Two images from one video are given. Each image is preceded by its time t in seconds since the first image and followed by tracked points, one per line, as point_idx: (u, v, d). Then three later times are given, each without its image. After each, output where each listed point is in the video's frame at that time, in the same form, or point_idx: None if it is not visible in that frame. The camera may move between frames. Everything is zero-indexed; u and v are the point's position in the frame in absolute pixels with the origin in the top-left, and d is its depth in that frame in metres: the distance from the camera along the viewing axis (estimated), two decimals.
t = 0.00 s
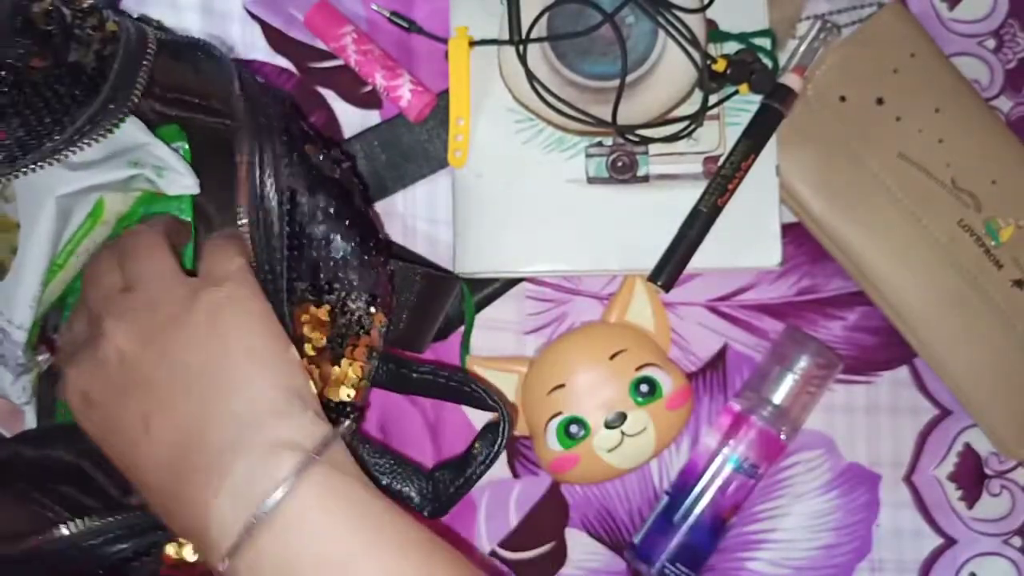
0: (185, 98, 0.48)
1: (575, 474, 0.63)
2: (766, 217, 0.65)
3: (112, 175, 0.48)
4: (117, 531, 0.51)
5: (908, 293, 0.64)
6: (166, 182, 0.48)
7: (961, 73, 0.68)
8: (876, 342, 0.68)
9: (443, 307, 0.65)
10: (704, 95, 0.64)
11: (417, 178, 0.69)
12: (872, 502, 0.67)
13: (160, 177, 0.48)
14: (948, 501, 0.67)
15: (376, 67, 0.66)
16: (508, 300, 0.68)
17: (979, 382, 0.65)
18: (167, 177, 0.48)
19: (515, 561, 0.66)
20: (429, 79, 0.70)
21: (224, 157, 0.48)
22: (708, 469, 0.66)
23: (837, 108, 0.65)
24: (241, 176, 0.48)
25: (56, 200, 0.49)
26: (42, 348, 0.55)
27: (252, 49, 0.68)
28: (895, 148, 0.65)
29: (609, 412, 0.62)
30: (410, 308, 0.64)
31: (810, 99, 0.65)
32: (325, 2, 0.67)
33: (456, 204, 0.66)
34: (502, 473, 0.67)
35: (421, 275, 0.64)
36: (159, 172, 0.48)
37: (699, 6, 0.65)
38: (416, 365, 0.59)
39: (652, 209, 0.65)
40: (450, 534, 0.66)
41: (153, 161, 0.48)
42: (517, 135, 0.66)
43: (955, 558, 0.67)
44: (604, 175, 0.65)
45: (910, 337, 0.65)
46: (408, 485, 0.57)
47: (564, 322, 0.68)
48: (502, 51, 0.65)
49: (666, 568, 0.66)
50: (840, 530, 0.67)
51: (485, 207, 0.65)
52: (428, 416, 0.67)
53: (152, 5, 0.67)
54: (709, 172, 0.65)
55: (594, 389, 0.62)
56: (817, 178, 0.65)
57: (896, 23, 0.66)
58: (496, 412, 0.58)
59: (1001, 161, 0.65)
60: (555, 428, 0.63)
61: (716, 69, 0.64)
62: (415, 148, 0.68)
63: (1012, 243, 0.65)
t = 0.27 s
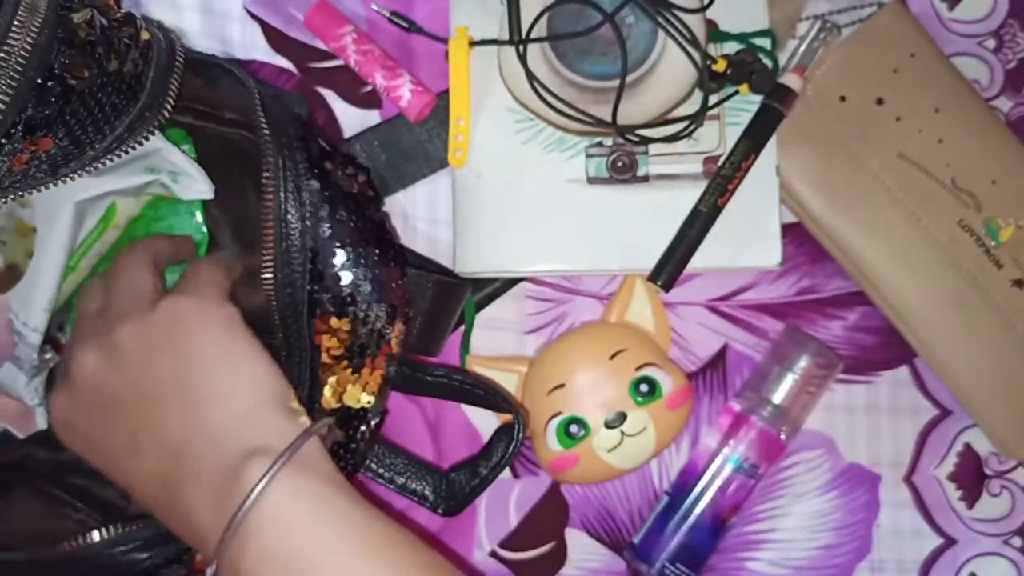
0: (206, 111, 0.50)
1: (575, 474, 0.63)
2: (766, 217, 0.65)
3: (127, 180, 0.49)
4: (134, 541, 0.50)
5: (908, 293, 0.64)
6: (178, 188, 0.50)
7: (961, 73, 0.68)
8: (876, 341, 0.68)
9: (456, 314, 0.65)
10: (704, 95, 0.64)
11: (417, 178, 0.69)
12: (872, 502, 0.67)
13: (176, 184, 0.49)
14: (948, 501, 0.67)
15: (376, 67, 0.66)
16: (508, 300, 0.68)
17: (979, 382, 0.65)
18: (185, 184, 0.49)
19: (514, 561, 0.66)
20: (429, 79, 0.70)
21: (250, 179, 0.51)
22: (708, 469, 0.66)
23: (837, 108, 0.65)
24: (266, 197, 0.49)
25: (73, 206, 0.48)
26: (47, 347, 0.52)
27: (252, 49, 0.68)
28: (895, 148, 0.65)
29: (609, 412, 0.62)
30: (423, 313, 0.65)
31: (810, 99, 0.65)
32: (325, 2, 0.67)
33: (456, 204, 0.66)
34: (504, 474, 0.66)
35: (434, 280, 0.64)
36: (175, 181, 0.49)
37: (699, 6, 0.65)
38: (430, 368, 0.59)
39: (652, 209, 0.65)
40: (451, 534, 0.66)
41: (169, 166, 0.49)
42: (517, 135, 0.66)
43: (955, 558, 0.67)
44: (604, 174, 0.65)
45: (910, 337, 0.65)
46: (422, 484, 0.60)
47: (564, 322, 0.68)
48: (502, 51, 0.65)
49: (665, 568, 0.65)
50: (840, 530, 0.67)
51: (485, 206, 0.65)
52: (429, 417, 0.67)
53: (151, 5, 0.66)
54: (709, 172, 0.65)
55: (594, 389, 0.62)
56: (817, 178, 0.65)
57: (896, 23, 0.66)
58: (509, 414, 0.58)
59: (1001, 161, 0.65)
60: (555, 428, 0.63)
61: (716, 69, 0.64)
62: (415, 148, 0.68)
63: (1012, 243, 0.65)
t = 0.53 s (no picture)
0: (212, 109, 0.50)
1: (575, 474, 0.63)
2: (766, 217, 0.65)
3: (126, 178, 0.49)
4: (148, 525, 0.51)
5: (908, 293, 0.64)
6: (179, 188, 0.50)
7: (961, 73, 0.68)
8: (876, 341, 0.68)
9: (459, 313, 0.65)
10: (704, 95, 0.64)
11: (417, 178, 0.69)
12: (872, 502, 0.67)
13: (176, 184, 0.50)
14: (948, 501, 0.67)
15: (376, 67, 0.66)
16: (508, 300, 0.68)
17: (979, 382, 0.65)
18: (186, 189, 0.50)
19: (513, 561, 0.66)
20: (429, 79, 0.70)
21: (255, 176, 0.51)
22: (708, 469, 0.66)
23: (837, 108, 0.65)
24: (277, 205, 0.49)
25: (71, 204, 0.48)
26: (47, 347, 0.53)
27: (252, 49, 0.68)
28: (895, 148, 0.65)
29: (609, 412, 0.62)
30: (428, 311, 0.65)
31: (810, 99, 0.65)
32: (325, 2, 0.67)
33: (456, 204, 0.66)
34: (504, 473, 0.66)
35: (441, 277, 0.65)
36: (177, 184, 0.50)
37: (699, 7, 0.65)
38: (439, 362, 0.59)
39: (652, 209, 0.65)
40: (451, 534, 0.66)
41: (167, 165, 0.49)
42: (517, 135, 0.66)
43: (955, 558, 0.67)
44: (604, 175, 0.65)
45: (911, 337, 0.65)
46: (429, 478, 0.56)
47: (564, 322, 0.68)
48: (502, 51, 0.65)
49: (665, 568, 0.66)
50: (840, 530, 0.67)
51: (485, 206, 0.65)
52: (428, 415, 0.67)
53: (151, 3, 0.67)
54: (709, 172, 0.65)
55: (594, 389, 0.62)
56: (817, 178, 0.65)
57: (896, 23, 0.66)
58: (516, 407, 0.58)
59: (1000, 161, 0.65)
60: (555, 428, 0.63)
61: (716, 69, 0.64)
62: (415, 148, 0.68)
63: (1012, 243, 0.65)
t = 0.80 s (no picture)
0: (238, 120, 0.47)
1: (575, 475, 0.63)
2: (766, 217, 0.65)
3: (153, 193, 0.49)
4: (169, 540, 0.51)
5: (907, 293, 0.64)
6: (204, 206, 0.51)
7: (961, 73, 0.68)
8: (876, 341, 0.68)
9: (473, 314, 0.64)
10: (704, 95, 0.64)
11: (417, 178, 0.69)
12: (872, 502, 0.67)
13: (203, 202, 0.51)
14: (948, 501, 0.67)
15: (376, 67, 0.66)
16: (508, 300, 0.68)
17: (979, 381, 0.65)
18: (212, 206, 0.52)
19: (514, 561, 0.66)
20: (429, 79, 0.70)
21: (274, 181, 0.50)
22: (709, 469, 0.66)
23: (837, 108, 0.65)
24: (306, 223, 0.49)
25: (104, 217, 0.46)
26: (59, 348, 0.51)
27: (252, 49, 0.68)
28: (895, 148, 0.65)
29: (609, 412, 0.62)
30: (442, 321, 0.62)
31: (810, 98, 0.65)
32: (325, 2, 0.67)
33: (455, 204, 0.66)
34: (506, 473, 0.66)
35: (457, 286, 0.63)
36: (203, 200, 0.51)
37: (699, 7, 0.65)
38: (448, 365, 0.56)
39: (653, 209, 0.65)
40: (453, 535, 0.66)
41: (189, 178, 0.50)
42: (517, 135, 0.66)
43: (955, 558, 0.67)
44: (604, 175, 0.65)
45: (911, 337, 0.65)
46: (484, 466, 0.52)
47: (564, 322, 0.68)
48: (502, 51, 0.65)
49: (665, 568, 0.66)
50: (840, 530, 0.67)
51: (485, 206, 0.65)
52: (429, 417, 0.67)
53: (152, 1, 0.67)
54: (709, 172, 0.65)
55: (594, 389, 0.62)
56: (816, 178, 0.65)
57: (896, 23, 0.66)
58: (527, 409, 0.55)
59: (1000, 161, 0.65)
60: (555, 428, 0.62)
61: (716, 69, 0.64)
62: (415, 148, 0.68)
63: (1012, 243, 0.65)
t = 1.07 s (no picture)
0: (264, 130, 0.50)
1: (575, 475, 0.63)
2: (766, 217, 0.65)
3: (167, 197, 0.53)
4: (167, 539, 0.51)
5: (907, 292, 0.64)
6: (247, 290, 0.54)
7: (961, 73, 0.68)
8: (876, 341, 0.68)
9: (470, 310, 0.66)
10: (704, 95, 0.64)
11: (417, 178, 0.69)
12: (872, 502, 0.67)
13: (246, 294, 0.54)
14: (948, 501, 0.67)
15: (376, 67, 0.66)
16: (508, 300, 0.68)
17: (979, 381, 0.65)
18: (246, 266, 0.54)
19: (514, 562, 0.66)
20: (429, 79, 0.70)
21: (277, 181, 0.52)
22: (708, 469, 0.66)
23: (837, 108, 0.65)
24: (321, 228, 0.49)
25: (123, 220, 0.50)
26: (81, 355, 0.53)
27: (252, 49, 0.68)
28: (895, 148, 0.65)
29: (609, 412, 0.62)
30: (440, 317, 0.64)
31: (810, 98, 0.65)
32: (325, 2, 0.67)
33: (456, 204, 0.66)
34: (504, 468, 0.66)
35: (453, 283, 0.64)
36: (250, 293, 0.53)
37: (699, 6, 0.65)
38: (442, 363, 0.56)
39: (653, 209, 0.65)
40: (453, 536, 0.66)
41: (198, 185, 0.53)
42: (517, 135, 0.66)
43: (955, 558, 0.67)
44: (604, 175, 0.65)
45: (911, 337, 0.65)
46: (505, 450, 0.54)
47: (564, 322, 0.68)
48: (502, 51, 0.65)
49: (666, 568, 0.65)
50: (840, 530, 0.67)
51: (485, 206, 0.65)
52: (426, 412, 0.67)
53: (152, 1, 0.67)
54: (709, 172, 0.65)
55: (594, 389, 0.62)
56: (816, 177, 0.65)
57: (896, 23, 0.66)
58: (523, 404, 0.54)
59: (1000, 161, 0.65)
60: (555, 428, 0.62)
61: (716, 69, 0.64)
62: (415, 148, 0.68)
63: (1012, 243, 0.65)
